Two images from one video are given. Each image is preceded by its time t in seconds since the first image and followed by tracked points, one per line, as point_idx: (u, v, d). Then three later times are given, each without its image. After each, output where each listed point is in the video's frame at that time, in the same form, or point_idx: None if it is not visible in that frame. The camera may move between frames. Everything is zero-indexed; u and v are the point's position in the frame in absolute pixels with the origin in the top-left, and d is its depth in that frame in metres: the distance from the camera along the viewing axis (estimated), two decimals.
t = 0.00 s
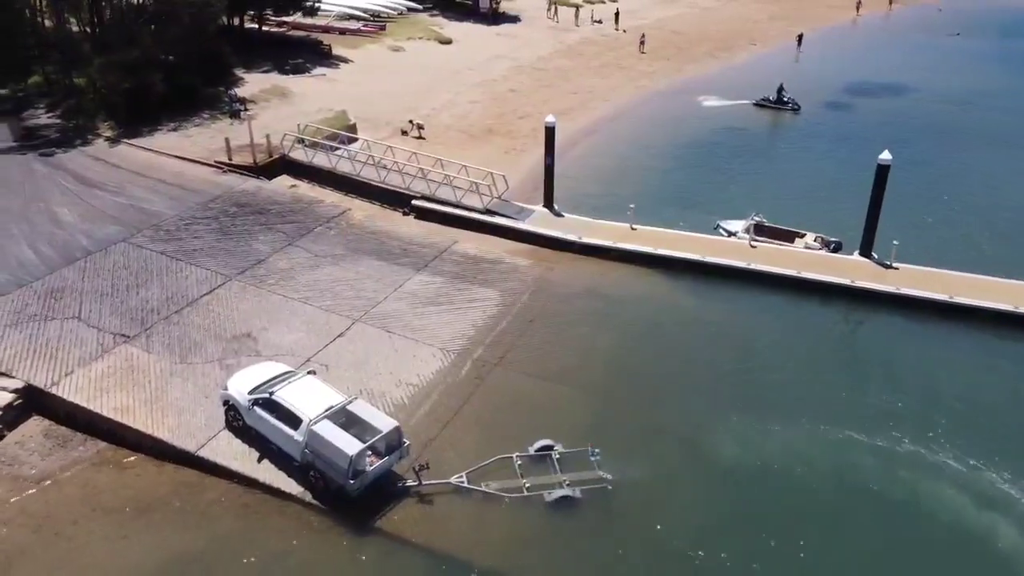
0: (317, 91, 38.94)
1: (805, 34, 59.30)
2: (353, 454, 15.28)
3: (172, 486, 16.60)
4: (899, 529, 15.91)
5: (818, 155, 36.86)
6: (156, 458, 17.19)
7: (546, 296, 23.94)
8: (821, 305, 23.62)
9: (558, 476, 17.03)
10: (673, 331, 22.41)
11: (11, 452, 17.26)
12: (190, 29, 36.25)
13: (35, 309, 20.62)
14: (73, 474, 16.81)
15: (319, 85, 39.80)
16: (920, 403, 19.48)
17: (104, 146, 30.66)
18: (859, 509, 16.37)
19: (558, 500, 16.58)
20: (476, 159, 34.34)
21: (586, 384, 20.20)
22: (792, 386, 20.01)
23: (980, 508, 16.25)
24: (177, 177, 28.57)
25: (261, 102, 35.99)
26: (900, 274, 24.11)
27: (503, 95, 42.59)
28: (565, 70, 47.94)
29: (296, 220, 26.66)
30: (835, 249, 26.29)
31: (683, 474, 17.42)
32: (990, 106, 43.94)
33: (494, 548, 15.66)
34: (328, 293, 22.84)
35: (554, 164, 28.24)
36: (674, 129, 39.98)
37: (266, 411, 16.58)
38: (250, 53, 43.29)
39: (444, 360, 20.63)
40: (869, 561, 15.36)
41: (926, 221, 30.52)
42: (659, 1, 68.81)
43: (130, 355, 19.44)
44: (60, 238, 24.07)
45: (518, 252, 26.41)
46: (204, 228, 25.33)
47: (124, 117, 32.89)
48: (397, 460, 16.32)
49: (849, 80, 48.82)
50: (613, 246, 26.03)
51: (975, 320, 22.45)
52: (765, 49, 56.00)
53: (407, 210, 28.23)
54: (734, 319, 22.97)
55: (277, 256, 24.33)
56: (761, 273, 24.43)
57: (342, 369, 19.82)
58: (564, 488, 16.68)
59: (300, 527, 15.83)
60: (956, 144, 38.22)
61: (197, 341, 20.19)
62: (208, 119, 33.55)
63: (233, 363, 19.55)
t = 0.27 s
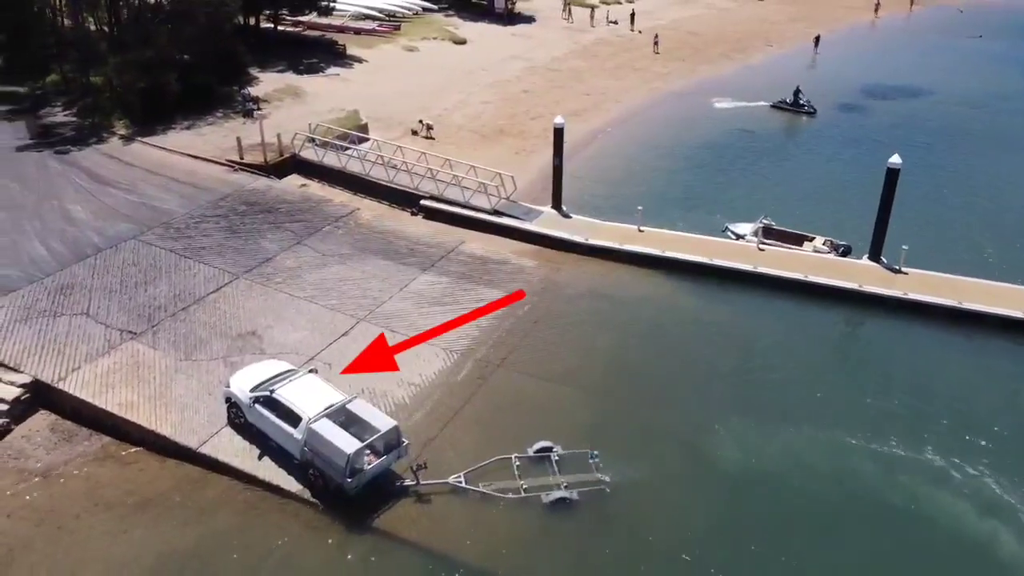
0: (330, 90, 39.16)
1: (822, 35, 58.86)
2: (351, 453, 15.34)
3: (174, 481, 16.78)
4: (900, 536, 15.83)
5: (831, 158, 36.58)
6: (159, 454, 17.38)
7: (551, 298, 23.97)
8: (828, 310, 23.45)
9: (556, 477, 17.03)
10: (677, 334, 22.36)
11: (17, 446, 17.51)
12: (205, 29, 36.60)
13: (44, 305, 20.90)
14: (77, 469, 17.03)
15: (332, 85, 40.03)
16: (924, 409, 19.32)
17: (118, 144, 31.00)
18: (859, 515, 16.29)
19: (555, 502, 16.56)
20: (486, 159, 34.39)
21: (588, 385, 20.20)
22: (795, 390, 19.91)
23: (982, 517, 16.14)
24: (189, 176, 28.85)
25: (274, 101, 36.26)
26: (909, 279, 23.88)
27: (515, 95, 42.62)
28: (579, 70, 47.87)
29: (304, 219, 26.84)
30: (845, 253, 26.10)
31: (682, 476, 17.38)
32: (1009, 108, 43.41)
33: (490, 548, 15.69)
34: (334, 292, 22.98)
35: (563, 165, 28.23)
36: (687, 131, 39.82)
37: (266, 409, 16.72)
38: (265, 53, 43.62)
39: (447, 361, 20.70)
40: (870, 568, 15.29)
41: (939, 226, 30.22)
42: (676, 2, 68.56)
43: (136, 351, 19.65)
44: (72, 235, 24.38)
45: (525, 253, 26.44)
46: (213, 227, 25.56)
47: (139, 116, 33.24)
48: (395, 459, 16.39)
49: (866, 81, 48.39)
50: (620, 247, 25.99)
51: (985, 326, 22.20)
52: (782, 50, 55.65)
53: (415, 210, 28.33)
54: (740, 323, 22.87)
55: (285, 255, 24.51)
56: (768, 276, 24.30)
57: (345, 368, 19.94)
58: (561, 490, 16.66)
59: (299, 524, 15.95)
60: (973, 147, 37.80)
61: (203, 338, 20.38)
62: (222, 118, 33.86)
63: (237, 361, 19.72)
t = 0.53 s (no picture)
0: (342, 90, 39.37)
1: (838, 37, 58.47)
2: (347, 452, 15.41)
3: (174, 478, 16.94)
4: (898, 544, 15.79)
5: (843, 161, 36.34)
6: (160, 450, 17.57)
7: (555, 299, 23.99)
8: (833, 315, 23.32)
9: (553, 479, 17.03)
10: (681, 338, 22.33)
11: (21, 440, 17.76)
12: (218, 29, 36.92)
13: (52, 301, 21.18)
14: (80, 464, 17.24)
15: (344, 85, 40.24)
16: (926, 418, 19.25)
17: (130, 142, 31.35)
18: (857, 523, 16.25)
19: (551, 504, 16.56)
20: (496, 160, 34.45)
21: (588, 389, 20.26)
22: (797, 398, 19.88)
23: (982, 526, 16.05)
24: (199, 175, 29.12)
25: (285, 101, 36.51)
26: (917, 284, 23.68)
27: (527, 95, 42.63)
28: (591, 71, 47.82)
29: (312, 218, 27.02)
30: (852, 257, 25.92)
31: (680, 480, 17.39)
32: None
33: (485, 547, 15.75)
34: (338, 292, 23.12)
35: (570, 167, 28.23)
36: (698, 132, 39.68)
37: (266, 407, 16.85)
38: (279, 52, 43.92)
39: (448, 361, 20.77)
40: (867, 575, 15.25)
41: (950, 230, 29.94)
42: (691, 3, 68.32)
43: (140, 348, 19.87)
44: (82, 232, 24.68)
45: (531, 254, 26.47)
46: (221, 225, 25.78)
47: (152, 114, 33.59)
48: (392, 459, 16.46)
49: (881, 84, 48.02)
50: (626, 249, 25.98)
51: (992, 334, 22.00)
52: (797, 52, 55.34)
53: (422, 210, 28.44)
54: (744, 329, 22.81)
55: (291, 254, 24.68)
56: (773, 280, 24.20)
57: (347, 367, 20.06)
58: (557, 492, 16.65)
59: (295, 522, 16.06)
60: (987, 151, 37.44)
61: (207, 336, 20.57)
62: (233, 117, 34.13)
63: (240, 359, 19.88)
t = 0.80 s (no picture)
0: (353, 90, 39.60)
1: (854, 39, 58.12)
2: (343, 450, 15.53)
3: (174, 473, 17.14)
4: (895, 550, 15.75)
5: (853, 164, 36.14)
6: (161, 446, 17.78)
7: (558, 300, 24.04)
8: (837, 320, 23.21)
9: (549, 480, 17.11)
10: (683, 342, 22.32)
11: (26, 434, 18.03)
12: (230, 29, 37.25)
13: (60, 297, 21.48)
14: (82, 458, 17.48)
15: (355, 85, 40.48)
16: (927, 424, 19.17)
17: (142, 141, 31.69)
18: (853, 529, 16.23)
19: (546, 504, 16.67)
20: (504, 161, 34.53)
21: (587, 391, 20.32)
22: (797, 402, 19.85)
23: (979, 533, 15.99)
24: (209, 173, 29.40)
25: (296, 100, 36.78)
26: (922, 289, 23.53)
27: (537, 96, 42.67)
28: (603, 72, 47.80)
29: (318, 217, 27.21)
30: (858, 261, 25.78)
31: (677, 483, 17.42)
32: None
33: (479, 547, 15.85)
34: (342, 291, 23.28)
35: (576, 168, 28.25)
36: (709, 134, 39.58)
37: (265, 404, 17.03)
38: (292, 52, 44.23)
39: (449, 361, 20.86)
40: None
41: (960, 235, 29.70)
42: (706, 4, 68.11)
43: (145, 345, 20.11)
44: (91, 229, 24.99)
45: (536, 255, 26.53)
46: (229, 224, 26.03)
47: (164, 113, 33.96)
48: (388, 458, 16.57)
49: (895, 87, 47.70)
50: (630, 251, 25.98)
51: (999, 340, 21.82)
52: (811, 54, 55.05)
53: (429, 210, 28.57)
54: (747, 332, 22.76)
55: (296, 253, 24.88)
56: (777, 283, 24.13)
57: (347, 366, 20.21)
58: (552, 493, 16.75)
59: (292, 519, 16.20)
60: (1000, 155, 37.12)
61: (211, 333, 20.78)
62: (244, 116, 34.43)
63: (242, 356, 20.08)
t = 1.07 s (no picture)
0: (364, 89, 39.83)
1: (869, 41, 57.71)
2: (340, 448, 15.66)
3: (174, 469, 17.36)
4: (890, 556, 15.74)
5: (864, 167, 35.92)
6: (163, 441, 18.01)
7: (561, 301, 24.11)
8: (841, 324, 23.09)
9: (545, 481, 17.18)
10: (684, 344, 22.32)
11: (31, 428, 18.32)
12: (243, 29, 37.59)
13: (68, 293, 21.79)
14: (85, 452, 17.73)
15: (367, 84, 40.69)
16: (928, 429, 19.06)
17: (154, 139, 32.05)
18: (849, 534, 16.22)
19: (541, 505, 16.76)
20: (512, 161, 34.60)
21: (586, 393, 20.40)
22: (796, 406, 19.81)
23: (976, 540, 15.92)
24: (218, 172, 29.70)
25: (308, 100, 37.07)
26: (928, 294, 23.35)
27: (548, 97, 42.70)
28: (615, 72, 47.74)
29: (325, 216, 27.41)
30: (864, 265, 25.63)
31: (673, 486, 17.47)
32: None
33: (473, 546, 15.96)
34: (346, 289, 23.46)
35: (583, 169, 28.27)
36: (719, 136, 39.45)
37: (264, 401, 17.21)
38: (305, 51, 44.54)
39: (449, 361, 20.96)
40: None
41: (970, 239, 29.43)
42: (721, 5, 67.85)
43: (149, 341, 20.36)
44: (101, 226, 25.32)
45: (540, 256, 26.59)
46: (236, 222, 26.28)
47: (176, 112, 34.33)
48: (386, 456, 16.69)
49: (909, 89, 47.32)
50: (635, 253, 25.98)
51: (1004, 346, 21.63)
52: (826, 56, 54.71)
53: (435, 210, 28.70)
54: (750, 335, 22.71)
55: (302, 252, 25.07)
56: (781, 286, 24.06)
57: (349, 365, 20.36)
58: (548, 494, 16.82)
59: (289, 515, 16.38)
60: (1014, 159, 36.75)
61: (215, 331, 21.01)
62: (256, 115, 34.72)
63: (245, 354, 20.29)
